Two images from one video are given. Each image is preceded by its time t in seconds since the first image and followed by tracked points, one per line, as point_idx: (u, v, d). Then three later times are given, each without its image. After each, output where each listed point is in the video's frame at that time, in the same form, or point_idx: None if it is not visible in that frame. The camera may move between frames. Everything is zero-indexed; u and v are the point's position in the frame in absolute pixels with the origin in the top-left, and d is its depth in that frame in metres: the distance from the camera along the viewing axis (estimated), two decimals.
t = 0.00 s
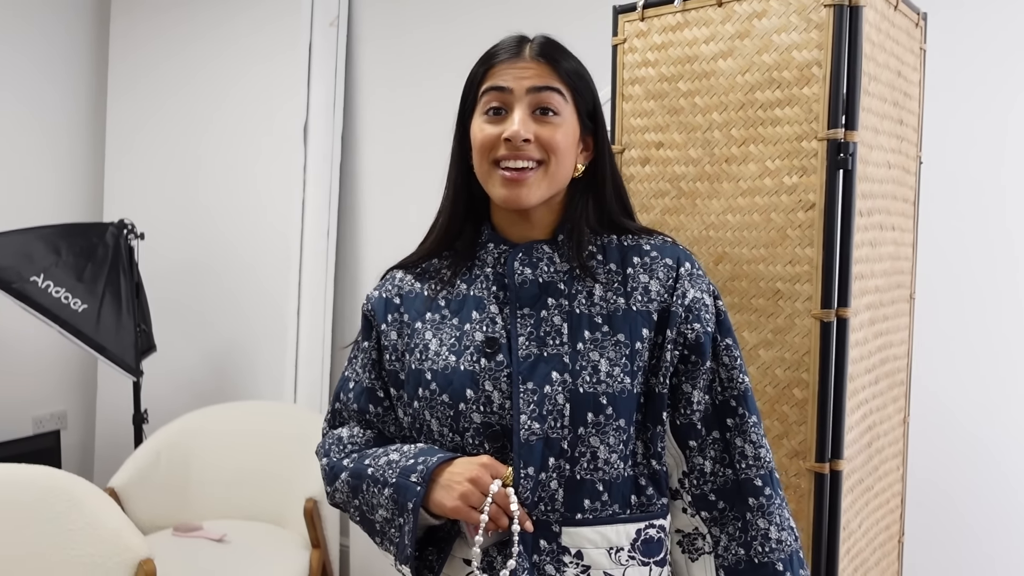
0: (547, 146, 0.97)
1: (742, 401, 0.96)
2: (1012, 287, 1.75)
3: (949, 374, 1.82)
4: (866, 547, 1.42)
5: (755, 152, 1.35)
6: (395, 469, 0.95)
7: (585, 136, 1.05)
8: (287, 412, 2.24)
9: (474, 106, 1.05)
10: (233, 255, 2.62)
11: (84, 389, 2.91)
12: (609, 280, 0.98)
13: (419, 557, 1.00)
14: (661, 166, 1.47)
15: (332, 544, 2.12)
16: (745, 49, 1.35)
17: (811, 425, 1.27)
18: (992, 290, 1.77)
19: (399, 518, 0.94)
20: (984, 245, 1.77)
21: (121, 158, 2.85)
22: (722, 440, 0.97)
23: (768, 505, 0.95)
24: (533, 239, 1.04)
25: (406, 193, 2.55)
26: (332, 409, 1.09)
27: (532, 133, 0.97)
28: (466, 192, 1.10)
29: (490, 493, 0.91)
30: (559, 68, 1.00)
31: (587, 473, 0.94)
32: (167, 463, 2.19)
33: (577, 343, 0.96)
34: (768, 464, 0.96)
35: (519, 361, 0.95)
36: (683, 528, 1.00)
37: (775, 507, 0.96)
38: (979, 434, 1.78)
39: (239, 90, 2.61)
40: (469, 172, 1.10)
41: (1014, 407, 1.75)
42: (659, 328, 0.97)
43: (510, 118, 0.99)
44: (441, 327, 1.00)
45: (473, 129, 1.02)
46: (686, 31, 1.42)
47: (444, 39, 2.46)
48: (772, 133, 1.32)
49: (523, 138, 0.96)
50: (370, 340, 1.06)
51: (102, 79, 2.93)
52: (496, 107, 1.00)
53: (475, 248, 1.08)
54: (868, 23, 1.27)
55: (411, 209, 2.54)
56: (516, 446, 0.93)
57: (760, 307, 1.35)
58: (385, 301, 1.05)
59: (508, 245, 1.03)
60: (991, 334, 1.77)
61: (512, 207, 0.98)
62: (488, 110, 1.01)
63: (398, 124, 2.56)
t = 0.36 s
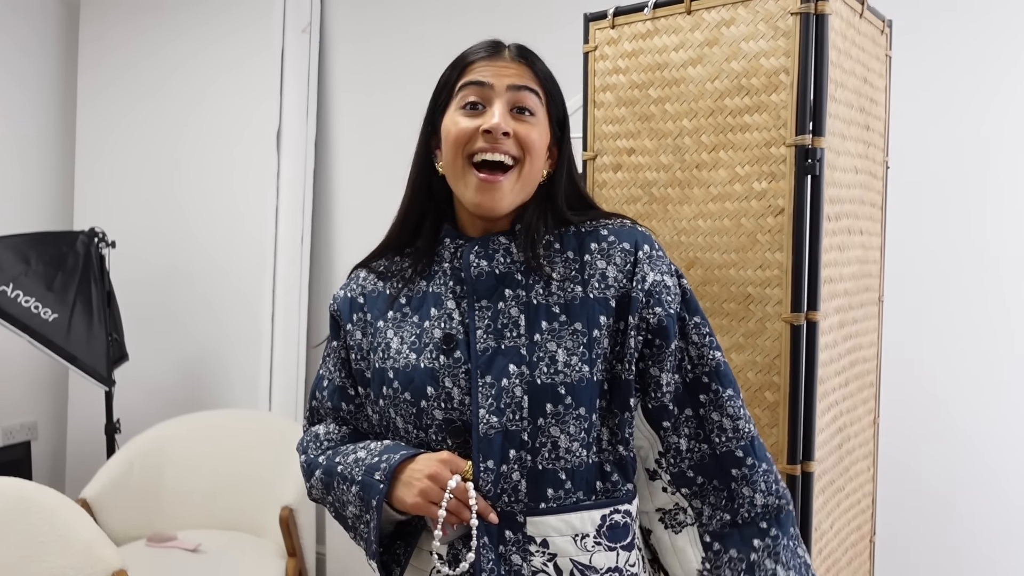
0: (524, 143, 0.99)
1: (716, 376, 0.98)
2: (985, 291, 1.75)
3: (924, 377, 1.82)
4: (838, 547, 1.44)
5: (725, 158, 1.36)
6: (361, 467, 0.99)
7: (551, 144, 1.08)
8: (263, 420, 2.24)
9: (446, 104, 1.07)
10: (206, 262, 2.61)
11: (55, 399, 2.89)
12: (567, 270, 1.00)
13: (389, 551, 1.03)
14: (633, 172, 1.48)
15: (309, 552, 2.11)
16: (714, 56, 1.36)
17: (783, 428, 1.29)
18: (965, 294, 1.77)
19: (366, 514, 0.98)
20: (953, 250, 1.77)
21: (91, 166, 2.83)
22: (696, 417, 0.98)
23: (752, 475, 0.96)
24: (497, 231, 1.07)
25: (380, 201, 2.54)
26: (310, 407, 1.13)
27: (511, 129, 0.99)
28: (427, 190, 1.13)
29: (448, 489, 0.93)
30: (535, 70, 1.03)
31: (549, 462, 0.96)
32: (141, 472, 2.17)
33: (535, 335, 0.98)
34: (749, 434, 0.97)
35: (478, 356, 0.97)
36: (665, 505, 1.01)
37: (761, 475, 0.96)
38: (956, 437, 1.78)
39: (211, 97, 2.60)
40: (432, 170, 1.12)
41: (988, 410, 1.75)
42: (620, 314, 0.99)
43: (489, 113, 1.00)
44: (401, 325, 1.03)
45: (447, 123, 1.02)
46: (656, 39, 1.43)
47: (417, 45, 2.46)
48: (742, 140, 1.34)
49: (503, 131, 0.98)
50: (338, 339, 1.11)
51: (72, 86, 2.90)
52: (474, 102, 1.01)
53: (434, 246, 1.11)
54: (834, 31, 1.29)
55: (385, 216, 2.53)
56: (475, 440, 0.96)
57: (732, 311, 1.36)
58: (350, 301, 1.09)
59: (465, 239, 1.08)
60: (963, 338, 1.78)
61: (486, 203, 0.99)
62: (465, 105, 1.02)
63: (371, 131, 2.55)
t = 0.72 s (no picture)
0: (503, 197, 1.01)
1: (680, 355, 0.99)
2: (965, 300, 1.76)
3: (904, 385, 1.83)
4: (823, 553, 1.45)
5: (708, 168, 1.37)
6: (364, 453, 1.01)
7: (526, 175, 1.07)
8: (250, 432, 2.24)
9: (424, 142, 1.06)
10: (189, 274, 2.60)
11: (37, 412, 2.88)
12: (542, 259, 1.04)
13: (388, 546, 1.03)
14: (617, 182, 1.49)
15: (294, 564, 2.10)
16: (696, 67, 1.38)
17: (767, 435, 1.30)
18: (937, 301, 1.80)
19: (368, 500, 0.99)
20: (934, 257, 1.79)
21: (71, 179, 2.82)
22: (670, 396, 0.99)
23: (716, 454, 0.97)
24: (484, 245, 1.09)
25: (364, 211, 2.54)
26: (303, 414, 1.14)
27: (490, 186, 1.00)
28: (411, 214, 1.11)
29: (453, 475, 0.95)
30: (512, 114, 1.01)
31: (543, 447, 0.99)
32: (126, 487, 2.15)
33: (516, 326, 1.01)
34: (716, 412, 0.98)
35: (466, 351, 1.00)
36: (646, 485, 1.03)
37: (722, 457, 0.97)
38: (935, 443, 1.80)
39: (193, 108, 2.59)
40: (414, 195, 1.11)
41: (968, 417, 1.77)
42: (594, 296, 1.02)
43: (467, 167, 1.01)
44: (394, 325, 1.06)
45: (426, 171, 1.03)
46: (639, 50, 1.44)
47: (400, 55, 2.46)
48: (725, 149, 1.35)
49: (482, 193, 0.99)
50: (331, 342, 1.12)
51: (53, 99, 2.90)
52: (452, 153, 1.01)
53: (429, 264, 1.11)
54: (813, 43, 1.31)
55: (369, 226, 2.53)
56: (472, 431, 0.98)
57: (715, 319, 1.37)
58: (339, 303, 1.11)
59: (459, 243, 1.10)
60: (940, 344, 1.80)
61: (465, 251, 1.03)
62: (443, 154, 1.02)
63: (355, 141, 2.55)
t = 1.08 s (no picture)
0: (495, 218, 1.01)
1: (676, 370, 0.98)
2: (956, 312, 1.74)
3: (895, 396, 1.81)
4: (817, 562, 1.45)
5: (699, 178, 1.38)
6: (363, 470, 1.04)
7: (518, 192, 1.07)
8: (244, 445, 2.23)
9: (417, 164, 1.06)
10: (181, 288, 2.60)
11: (30, 427, 2.90)
12: (534, 274, 1.04)
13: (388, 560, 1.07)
14: (609, 193, 1.50)
15: None
16: (687, 78, 1.38)
17: (760, 445, 1.30)
18: (928, 313, 1.77)
19: (368, 516, 1.02)
20: (928, 267, 1.77)
21: (61, 193, 2.85)
22: (667, 412, 0.99)
23: (711, 471, 0.96)
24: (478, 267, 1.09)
25: (356, 222, 2.53)
26: (309, 430, 1.17)
27: (481, 207, 1.00)
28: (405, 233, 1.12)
29: (446, 495, 0.97)
30: (503, 135, 1.02)
31: (537, 465, 0.99)
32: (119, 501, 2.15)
33: (509, 344, 1.02)
34: (711, 430, 0.97)
35: (460, 369, 1.02)
36: (645, 501, 1.03)
37: (717, 473, 0.96)
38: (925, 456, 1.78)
39: (184, 121, 2.60)
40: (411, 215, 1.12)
41: (959, 430, 1.74)
42: (587, 312, 1.01)
43: (458, 189, 1.01)
44: (392, 343, 1.07)
45: (419, 193, 1.04)
46: (630, 61, 1.45)
47: (388, 67, 2.45)
48: (715, 159, 1.36)
49: (473, 214, 0.99)
50: (332, 360, 1.14)
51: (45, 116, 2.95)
52: (443, 175, 1.02)
53: (426, 284, 1.12)
54: (803, 53, 1.32)
55: (360, 237, 2.52)
56: (467, 450, 1.00)
57: (708, 328, 1.38)
58: (339, 321, 1.13)
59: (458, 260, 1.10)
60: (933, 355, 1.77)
61: (459, 272, 1.04)
62: (435, 177, 1.02)
63: (346, 152, 2.54)
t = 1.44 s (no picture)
0: (497, 224, 1.02)
1: (682, 387, 0.99)
2: (960, 322, 1.74)
3: (896, 406, 1.81)
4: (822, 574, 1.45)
5: (701, 190, 1.38)
6: (370, 487, 1.04)
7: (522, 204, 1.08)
8: (248, 457, 2.23)
9: (422, 173, 1.07)
10: (183, 299, 2.61)
11: (34, 439, 2.92)
12: (540, 291, 1.05)
13: None
14: (611, 205, 1.50)
15: None
16: (688, 90, 1.39)
17: (765, 456, 1.30)
18: (929, 324, 1.77)
19: (375, 534, 1.03)
20: (932, 278, 1.76)
21: (64, 206, 2.86)
22: (671, 428, 1.00)
23: (716, 488, 0.97)
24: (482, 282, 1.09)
25: (358, 233, 2.53)
26: (314, 446, 1.17)
27: (484, 214, 1.01)
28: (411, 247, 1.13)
29: (453, 513, 0.98)
30: (506, 143, 1.02)
31: (544, 482, 1.01)
32: (122, 515, 2.14)
33: (515, 360, 1.03)
34: (716, 446, 0.98)
35: (467, 386, 1.03)
36: (650, 516, 1.04)
37: (722, 490, 0.97)
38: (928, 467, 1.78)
39: (186, 134, 2.61)
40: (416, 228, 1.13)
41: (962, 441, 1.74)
42: (592, 328, 1.03)
43: (461, 196, 1.02)
44: (399, 359, 1.08)
45: (423, 201, 1.05)
46: (632, 73, 1.46)
47: (390, 79, 2.45)
48: (717, 171, 1.36)
49: (475, 220, 1.00)
50: (338, 374, 1.14)
51: (49, 129, 2.98)
52: (447, 183, 1.03)
53: (432, 294, 1.12)
54: (804, 65, 1.33)
55: (362, 249, 2.52)
56: (474, 467, 1.01)
57: (711, 340, 1.38)
58: (345, 336, 1.12)
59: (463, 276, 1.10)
60: (935, 365, 1.77)
61: (462, 280, 1.04)
62: (438, 184, 1.03)
63: (348, 164, 2.54)
